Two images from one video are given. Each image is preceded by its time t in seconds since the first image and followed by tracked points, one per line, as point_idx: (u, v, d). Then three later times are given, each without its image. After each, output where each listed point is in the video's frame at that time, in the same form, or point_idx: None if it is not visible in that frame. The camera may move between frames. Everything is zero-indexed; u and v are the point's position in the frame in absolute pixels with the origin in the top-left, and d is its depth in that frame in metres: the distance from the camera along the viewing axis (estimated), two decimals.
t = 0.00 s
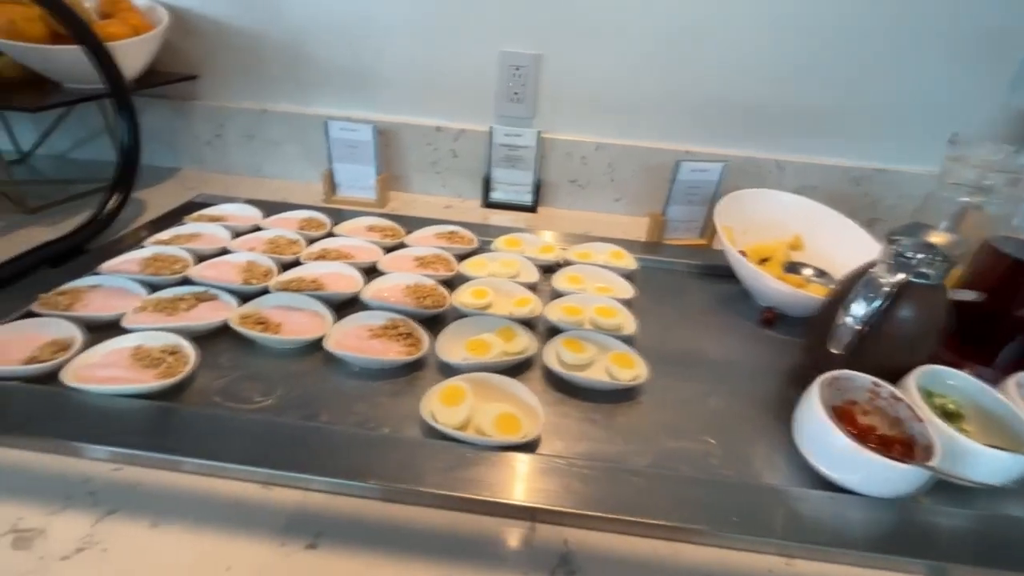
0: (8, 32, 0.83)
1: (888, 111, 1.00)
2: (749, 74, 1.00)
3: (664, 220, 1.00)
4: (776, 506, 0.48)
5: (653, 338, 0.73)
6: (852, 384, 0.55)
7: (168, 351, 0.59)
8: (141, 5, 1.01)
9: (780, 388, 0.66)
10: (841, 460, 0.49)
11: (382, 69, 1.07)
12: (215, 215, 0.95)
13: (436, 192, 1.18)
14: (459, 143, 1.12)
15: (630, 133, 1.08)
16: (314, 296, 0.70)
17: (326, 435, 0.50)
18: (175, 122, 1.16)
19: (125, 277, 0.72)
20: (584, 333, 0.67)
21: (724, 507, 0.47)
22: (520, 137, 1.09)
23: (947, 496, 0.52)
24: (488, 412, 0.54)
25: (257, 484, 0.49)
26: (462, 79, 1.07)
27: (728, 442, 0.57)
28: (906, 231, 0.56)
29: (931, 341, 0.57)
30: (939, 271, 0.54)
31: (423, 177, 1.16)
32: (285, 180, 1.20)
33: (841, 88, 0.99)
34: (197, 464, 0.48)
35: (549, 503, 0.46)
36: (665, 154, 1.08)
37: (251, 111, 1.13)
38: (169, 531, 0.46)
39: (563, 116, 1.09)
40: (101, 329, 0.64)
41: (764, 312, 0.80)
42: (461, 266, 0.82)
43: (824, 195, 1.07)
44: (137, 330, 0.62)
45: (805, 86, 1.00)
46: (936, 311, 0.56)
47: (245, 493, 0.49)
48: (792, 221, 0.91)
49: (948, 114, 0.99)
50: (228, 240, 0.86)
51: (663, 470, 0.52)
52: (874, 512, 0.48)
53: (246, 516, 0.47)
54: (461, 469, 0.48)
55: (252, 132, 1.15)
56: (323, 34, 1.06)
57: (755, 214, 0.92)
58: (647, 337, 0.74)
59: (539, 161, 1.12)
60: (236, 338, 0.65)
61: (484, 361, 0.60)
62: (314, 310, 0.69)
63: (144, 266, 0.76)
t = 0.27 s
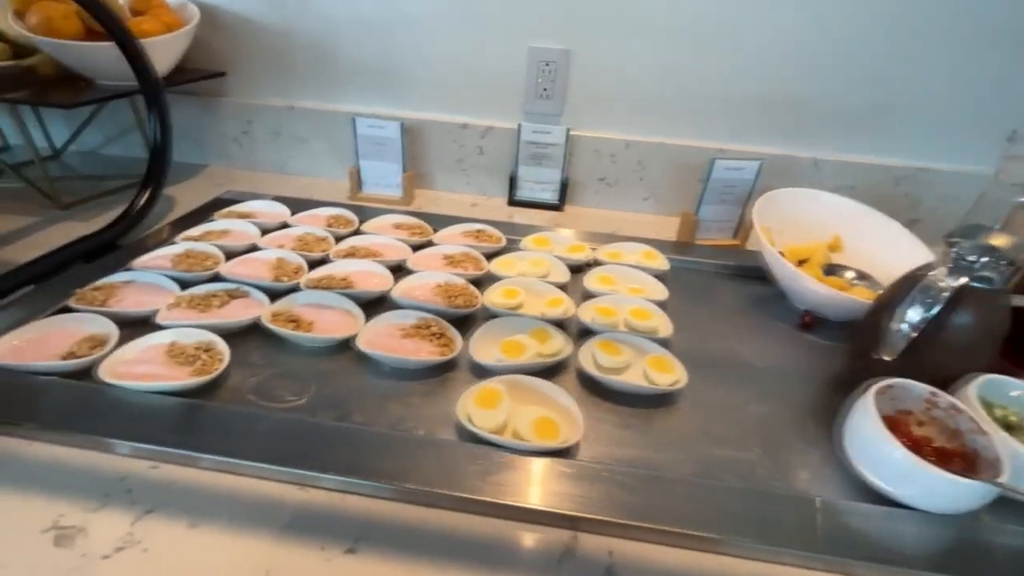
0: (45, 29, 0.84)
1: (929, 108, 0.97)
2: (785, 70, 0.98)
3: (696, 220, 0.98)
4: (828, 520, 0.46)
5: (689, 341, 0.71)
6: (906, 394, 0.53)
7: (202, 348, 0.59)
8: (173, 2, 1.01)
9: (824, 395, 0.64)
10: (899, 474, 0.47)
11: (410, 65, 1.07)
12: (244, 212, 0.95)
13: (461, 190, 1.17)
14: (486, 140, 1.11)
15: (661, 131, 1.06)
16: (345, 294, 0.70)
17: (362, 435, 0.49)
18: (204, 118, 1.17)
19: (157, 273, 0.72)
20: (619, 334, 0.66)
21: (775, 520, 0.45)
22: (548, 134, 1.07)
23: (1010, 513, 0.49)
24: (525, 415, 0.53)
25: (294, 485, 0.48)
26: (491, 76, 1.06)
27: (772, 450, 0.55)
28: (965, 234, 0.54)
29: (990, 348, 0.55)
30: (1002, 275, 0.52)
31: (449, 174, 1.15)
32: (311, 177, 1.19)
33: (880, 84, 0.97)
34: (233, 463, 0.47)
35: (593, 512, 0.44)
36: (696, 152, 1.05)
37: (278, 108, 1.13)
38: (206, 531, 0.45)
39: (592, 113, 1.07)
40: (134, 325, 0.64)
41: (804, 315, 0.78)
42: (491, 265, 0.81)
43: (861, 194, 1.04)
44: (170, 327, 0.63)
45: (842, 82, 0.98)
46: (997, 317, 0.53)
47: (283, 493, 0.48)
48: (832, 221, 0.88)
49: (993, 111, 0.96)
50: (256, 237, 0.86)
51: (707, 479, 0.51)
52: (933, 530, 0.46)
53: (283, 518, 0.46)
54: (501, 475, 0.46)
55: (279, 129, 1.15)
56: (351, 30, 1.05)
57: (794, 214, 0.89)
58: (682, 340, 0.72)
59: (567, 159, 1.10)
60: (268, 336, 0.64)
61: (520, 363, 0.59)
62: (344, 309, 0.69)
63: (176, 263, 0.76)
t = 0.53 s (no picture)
0: (81, 29, 0.83)
1: (978, 106, 0.94)
2: (828, 67, 0.96)
3: (736, 221, 0.95)
4: (904, 541, 0.44)
5: (735, 347, 0.69)
6: (978, 410, 0.50)
7: (246, 353, 0.59)
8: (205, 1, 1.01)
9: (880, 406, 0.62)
10: (978, 495, 0.45)
11: (441, 64, 1.06)
12: (276, 212, 0.94)
13: (490, 190, 1.15)
14: (516, 139, 1.09)
15: (697, 129, 1.04)
16: (383, 298, 0.69)
17: (414, 451, 0.48)
18: (233, 118, 1.16)
19: (194, 275, 0.71)
20: (667, 341, 0.64)
21: (849, 541, 0.43)
22: (580, 134, 1.05)
23: None
24: (579, 425, 0.51)
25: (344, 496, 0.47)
26: (524, 74, 1.04)
27: (834, 465, 0.53)
28: None
29: None
30: None
31: (478, 174, 1.13)
32: (338, 176, 1.18)
33: (926, 83, 0.94)
34: (289, 477, 0.46)
35: (657, 531, 0.43)
36: (734, 152, 1.03)
37: (307, 107, 1.12)
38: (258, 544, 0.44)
39: (627, 112, 1.05)
40: (174, 329, 0.64)
41: (855, 321, 0.75)
42: (529, 268, 0.79)
43: (904, 195, 1.01)
44: (209, 330, 0.62)
45: (888, 80, 0.95)
46: None
47: (336, 506, 0.48)
48: (881, 223, 0.85)
49: None
50: (290, 238, 0.85)
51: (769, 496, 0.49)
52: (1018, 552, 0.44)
53: (338, 531, 0.46)
54: (559, 491, 0.45)
55: (308, 128, 1.14)
56: (383, 28, 1.04)
57: (841, 216, 0.85)
58: (729, 346, 0.70)
59: (599, 158, 1.08)
60: (309, 340, 0.64)
61: (568, 371, 0.58)
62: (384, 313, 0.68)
63: (211, 264, 0.76)
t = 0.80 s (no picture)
0: (117, 30, 0.82)
1: None
2: (881, 67, 0.92)
3: (783, 227, 0.92)
4: None
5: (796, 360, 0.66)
6: None
7: (292, 366, 0.57)
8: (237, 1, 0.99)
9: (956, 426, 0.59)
10: None
11: (476, 64, 1.03)
12: (310, 217, 0.92)
13: (523, 193, 1.12)
14: (551, 141, 1.06)
15: (739, 131, 1.01)
16: (428, 308, 0.67)
17: (482, 473, 0.46)
18: (262, 120, 1.14)
19: (235, 283, 0.70)
20: (729, 356, 0.61)
21: None
22: (618, 135, 1.02)
23: None
24: (651, 447, 0.49)
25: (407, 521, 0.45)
26: (561, 74, 1.02)
27: (917, 492, 0.50)
28: None
29: None
30: None
31: (511, 177, 1.11)
32: (367, 178, 1.16)
33: (984, 82, 0.91)
34: (351, 500, 0.44)
35: (745, 565, 0.40)
36: (778, 154, 1.00)
37: (337, 108, 1.10)
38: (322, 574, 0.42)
39: (667, 112, 1.01)
40: (218, 340, 0.62)
41: (919, 333, 0.72)
42: (575, 275, 0.77)
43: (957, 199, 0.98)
44: (257, 342, 0.61)
45: (943, 79, 0.91)
46: None
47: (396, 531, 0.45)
48: (938, 229, 0.82)
49: None
50: (328, 244, 0.83)
51: (854, 524, 0.46)
52: None
53: (405, 560, 0.44)
54: (637, 518, 0.43)
55: (337, 130, 1.12)
56: (416, 28, 1.02)
57: (898, 220, 0.82)
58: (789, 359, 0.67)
59: (637, 161, 1.05)
60: (356, 352, 0.62)
61: (628, 388, 0.56)
62: (432, 323, 0.66)
63: (251, 271, 0.74)
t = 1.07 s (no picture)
0: (150, 32, 0.80)
1: None
2: (931, 67, 0.90)
3: (830, 232, 0.89)
4: None
5: (857, 374, 0.64)
6: None
7: (344, 382, 0.55)
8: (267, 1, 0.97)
9: None
10: None
11: (510, 66, 1.01)
12: (342, 223, 0.90)
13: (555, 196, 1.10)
14: (585, 144, 1.03)
15: (780, 133, 0.98)
16: (475, 319, 0.65)
17: (554, 499, 0.44)
18: (288, 122, 1.12)
19: (276, 293, 0.68)
20: (793, 371, 0.59)
21: None
22: (656, 138, 1.00)
23: None
24: (725, 469, 0.48)
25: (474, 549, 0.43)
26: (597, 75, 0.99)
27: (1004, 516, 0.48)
28: None
29: None
30: None
31: (543, 181, 1.09)
32: (395, 182, 1.14)
33: None
34: (416, 527, 0.42)
35: None
36: (821, 156, 0.97)
37: (366, 111, 1.08)
38: None
39: (706, 114, 0.99)
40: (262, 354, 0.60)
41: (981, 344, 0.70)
42: (621, 284, 0.74)
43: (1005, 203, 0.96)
44: (304, 356, 0.59)
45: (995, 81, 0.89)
46: None
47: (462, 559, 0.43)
48: (994, 234, 0.79)
49: None
50: (364, 251, 0.81)
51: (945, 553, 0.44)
52: None
53: None
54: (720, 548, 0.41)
55: (366, 133, 1.10)
56: (449, 29, 1.00)
57: (952, 226, 0.80)
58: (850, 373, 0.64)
59: (673, 164, 1.02)
60: (405, 367, 0.60)
61: (693, 406, 0.54)
62: (480, 335, 0.64)
63: (290, 280, 0.72)
